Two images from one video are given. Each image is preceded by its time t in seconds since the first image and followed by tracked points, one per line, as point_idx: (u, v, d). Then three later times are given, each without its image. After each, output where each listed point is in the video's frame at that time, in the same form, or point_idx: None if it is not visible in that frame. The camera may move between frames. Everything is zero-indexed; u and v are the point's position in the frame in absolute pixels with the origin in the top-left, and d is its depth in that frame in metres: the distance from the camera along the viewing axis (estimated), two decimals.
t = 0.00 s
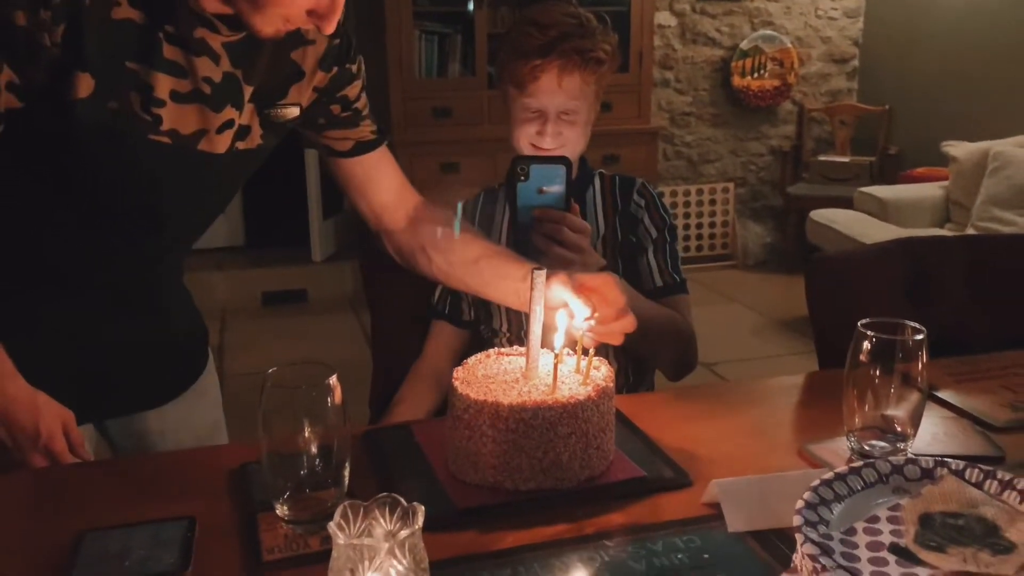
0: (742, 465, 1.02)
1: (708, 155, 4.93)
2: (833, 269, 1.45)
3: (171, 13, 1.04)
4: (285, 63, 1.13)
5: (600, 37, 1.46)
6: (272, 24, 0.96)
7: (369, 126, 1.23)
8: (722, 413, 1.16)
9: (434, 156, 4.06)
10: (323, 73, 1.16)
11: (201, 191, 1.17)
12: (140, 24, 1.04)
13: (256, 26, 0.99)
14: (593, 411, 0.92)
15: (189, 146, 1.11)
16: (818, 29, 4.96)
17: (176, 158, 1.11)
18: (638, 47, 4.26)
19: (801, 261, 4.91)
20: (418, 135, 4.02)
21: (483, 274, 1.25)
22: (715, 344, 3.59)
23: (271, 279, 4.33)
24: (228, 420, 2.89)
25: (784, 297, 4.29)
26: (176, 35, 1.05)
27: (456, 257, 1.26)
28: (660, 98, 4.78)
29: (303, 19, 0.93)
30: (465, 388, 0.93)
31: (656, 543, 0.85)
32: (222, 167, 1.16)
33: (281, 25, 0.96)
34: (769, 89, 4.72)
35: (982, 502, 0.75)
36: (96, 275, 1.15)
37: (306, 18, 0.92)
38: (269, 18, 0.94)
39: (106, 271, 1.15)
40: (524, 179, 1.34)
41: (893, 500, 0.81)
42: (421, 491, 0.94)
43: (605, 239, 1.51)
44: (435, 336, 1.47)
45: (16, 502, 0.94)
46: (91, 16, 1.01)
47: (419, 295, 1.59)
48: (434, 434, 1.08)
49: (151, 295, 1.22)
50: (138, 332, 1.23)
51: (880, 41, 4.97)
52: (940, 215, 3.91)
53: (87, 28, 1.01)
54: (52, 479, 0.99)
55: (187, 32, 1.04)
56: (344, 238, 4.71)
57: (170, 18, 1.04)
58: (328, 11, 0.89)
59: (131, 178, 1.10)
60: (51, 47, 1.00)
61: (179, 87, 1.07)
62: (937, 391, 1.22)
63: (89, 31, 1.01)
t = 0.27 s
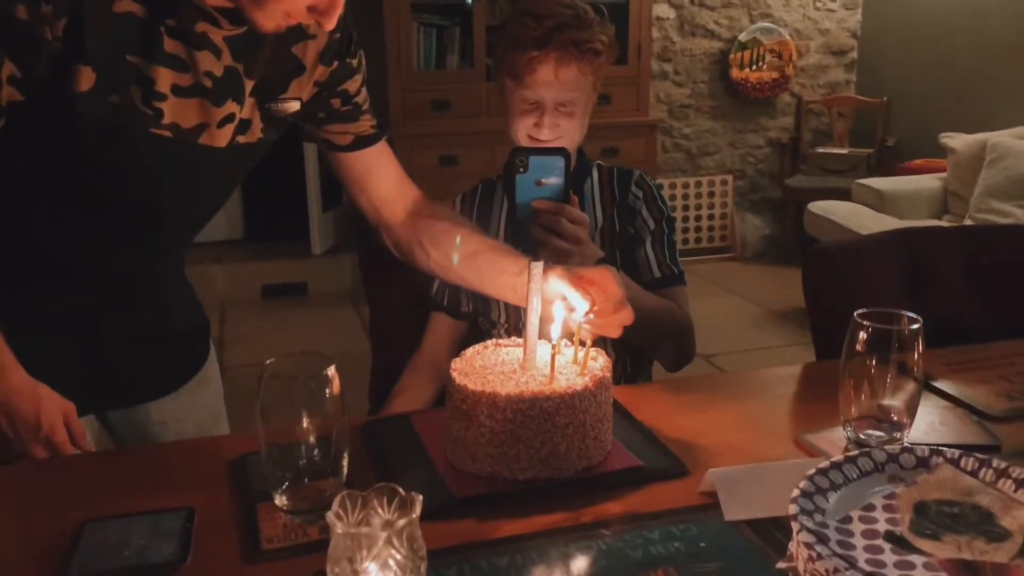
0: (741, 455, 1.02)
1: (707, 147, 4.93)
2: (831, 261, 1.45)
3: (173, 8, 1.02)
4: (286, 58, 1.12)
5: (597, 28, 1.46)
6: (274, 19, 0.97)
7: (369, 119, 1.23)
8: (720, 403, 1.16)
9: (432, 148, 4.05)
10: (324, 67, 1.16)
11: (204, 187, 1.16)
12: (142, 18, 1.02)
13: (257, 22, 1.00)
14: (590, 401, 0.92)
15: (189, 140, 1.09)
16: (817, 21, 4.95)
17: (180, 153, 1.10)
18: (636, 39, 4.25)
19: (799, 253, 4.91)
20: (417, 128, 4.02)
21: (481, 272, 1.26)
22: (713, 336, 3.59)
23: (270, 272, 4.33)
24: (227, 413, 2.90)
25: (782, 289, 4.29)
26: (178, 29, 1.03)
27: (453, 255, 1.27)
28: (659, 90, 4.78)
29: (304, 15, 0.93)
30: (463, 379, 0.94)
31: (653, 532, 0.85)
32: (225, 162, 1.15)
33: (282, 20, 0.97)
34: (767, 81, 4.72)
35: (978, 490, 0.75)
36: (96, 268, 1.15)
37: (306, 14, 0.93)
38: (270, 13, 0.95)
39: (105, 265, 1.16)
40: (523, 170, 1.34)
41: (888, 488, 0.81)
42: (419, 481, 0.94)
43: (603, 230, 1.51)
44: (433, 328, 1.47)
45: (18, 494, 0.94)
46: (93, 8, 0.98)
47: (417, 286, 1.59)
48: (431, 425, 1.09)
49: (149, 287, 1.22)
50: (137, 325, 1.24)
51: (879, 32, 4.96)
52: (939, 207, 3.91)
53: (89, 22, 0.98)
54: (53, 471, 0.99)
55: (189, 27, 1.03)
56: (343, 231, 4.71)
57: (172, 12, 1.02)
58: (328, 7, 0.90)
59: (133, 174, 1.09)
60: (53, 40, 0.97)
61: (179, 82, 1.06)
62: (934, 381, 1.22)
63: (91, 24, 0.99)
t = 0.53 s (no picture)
0: (740, 454, 1.02)
1: (706, 146, 4.93)
2: (830, 260, 1.46)
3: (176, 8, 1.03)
4: (288, 57, 1.12)
5: (596, 28, 1.46)
6: (278, 19, 0.97)
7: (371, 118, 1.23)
8: (719, 402, 1.16)
9: (432, 146, 4.05)
10: (326, 66, 1.16)
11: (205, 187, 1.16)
12: (145, 18, 1.03)
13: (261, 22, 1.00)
14: (589, 400, 0.93)
15: (193, 140, 1.10)
16: (817, 19, 4.95)
17: (184, 153, 1.10)
18: (636, 36, 4.25)
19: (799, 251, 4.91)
20: (417, 126, 4.01)
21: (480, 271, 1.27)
22: (712, 334, 3.60)
23: (269, 270, 4.33)
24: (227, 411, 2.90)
25: (782, 287, 4.29)
26: (181, 28, 1.03)
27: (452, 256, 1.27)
28: (659, 88, 4.78)
29: (308, 15, 0.93)
30: (463, 378, 0.94)
31: (652, 531, 0.85)
32: (228, 162, 1.15)
33: (286, 20, 0.97)
34: (767, 79, 4.72)
35: (975, 490, 0.75)
36: (97, 268, 1.16)
37: (310, 14, 0.93)
38: (273, 13, 0.96)
39: (106, 265, 1.16)
40: (522, 170, 1.34)
41: (887, 489, 0.82)
42: (419, 480, 0.94)
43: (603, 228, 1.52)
44: (434, 327, 1.48)
45: (21, 492, 0.95)
46: (96, 9, 0.99)
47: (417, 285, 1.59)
48: (431, 424, 1.09)
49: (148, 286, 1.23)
50: (137, 324, 1.24)
51: (879, 31, 4.96)
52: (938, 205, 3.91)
53: (93, 22, 0.99)
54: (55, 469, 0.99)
55: (192, 27, 1.03)
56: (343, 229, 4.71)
57: (176, 12, 1.03)
58: (332, 7, 0.90)
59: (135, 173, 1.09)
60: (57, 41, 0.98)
61: (182, 82, 1.06)
62: (933, 380, 1.23)
63: (95, 24, 1.00)
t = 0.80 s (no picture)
0: (740, 458, 1.03)
1: (706, 149, 4.94)
2: (830, 264, 1.46)
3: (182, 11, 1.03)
4: (292, 61, 1.13)
5: (596, 33, 1.46)
6: (283, 23, 0.97)
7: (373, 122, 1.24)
8: (720, 406, 1.17)
9: (432, 150, 4.05)
10: (330, 70, 1.17)
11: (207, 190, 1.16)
12: (151, 21, 1.03)
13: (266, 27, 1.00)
14: (591, 404, 0.93)
15: (197, 143, 1.10)
16: (817, 23, 4.96)
17: (187, 157, 1.10)
18: (636, 40, 4.26)
19: (798, 254, 4.92)
20: (417, 130, 4.02)
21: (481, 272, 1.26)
22: (712, 338, 3.60)
23: (269, 273, 4.33)
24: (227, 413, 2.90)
25: (781, 291, 4.30)
26: (187, 32, 1.03)
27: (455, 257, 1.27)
28: (659, 92, 4.79)
29: (312, 19, 0.94)
30: (466, 382, 0.94)
31: (653, 534, 0.86)
32: (231, 166, 1.15)
33: (291, 24, 0.97)
34: (766, 84, 4.73)
35: (975, 493, 0.76)
36: (99, 270, 1.16)
37: (315, 18, 0.93)
38: (278, 17, 0.95)
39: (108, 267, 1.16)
40: (523, 174, 1.35)
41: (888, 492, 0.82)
42: (420, 484, 0.95)
43: (603, 232, 1.52)
44: (434, 330, 1.48)
45: (23, 494, 0.95)
46: (103, 12, 0.99)
47: (417, 288, 1.60)
48: (432, 427, 1.09)
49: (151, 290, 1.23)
50: (139, 327, 1.24)
51: (878, 35, 4.97)
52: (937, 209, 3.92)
53: (99, 25, 0.99)
54: (57, 471, 1.00)
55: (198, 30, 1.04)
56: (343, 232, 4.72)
57: (182, 15, 1.03)
58: (337, 11, 0.91)
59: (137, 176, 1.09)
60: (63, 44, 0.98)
61: (187, 84, 1.06)
62: (934, 384, 1.23)
63: (102, 27, 1.00)
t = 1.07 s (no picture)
0: (740, 463, 1.02)
1: (705, 154, 4.94)
2: (829, 270, 1.46)
3: (181, 15, 1.03)
4: (291, 65, 1.13)
5: (595, 38, 1.46)
6: (281, 28, 0.98)
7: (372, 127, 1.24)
8: (719, 411, 1.16)
9: (431, 154, 4.05)
10: (328, 75, 1.17)
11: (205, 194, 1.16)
12: (150, 26, 1.03)
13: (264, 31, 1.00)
14: (590, 409, 0.93)
15: (195, 147, 1.10)
16: (815, 28, 4.97)
17: (184, 160, 1.10)
18: (635, 45, 4.27)
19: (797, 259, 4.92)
20: (416, 134, 4.02)
21: (479, 277, 1.25)
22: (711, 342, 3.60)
23: (268, 278, 4.33)
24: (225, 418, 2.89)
25: (780, 296, 4.30)
26: (186, 36, 1.04)
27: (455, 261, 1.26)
28: (657, 97, 4.79)
29: (311, 24, 0.94)
30: (465, 387, 0.94)
31: (653, 540, 0.86)
32: (228, 171, 1.16)
33: (289, 28, 0.97)
34: (765, 88, 4.74)
35: (975, 499, 0.76)
36: (97, 274, 1.16)
37: (313, 23, 0.94)
38: (277, 22, 0.95)
39: (106, 270, 1.16)
40: (523, 179, 1.35)
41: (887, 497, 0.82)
42: (418, 489, 0.94)
43: (602, 237, 1.52)
44: (433, 335, 1.48)
45: (20, 499, 0.95)
46: (102, 17, 1.00)
47: (416, 293, 1.60)
48: (431, 432, 1.09)
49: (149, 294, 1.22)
50: (138, 331, 1.23)
51: (876, 40, 4.98)
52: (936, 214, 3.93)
53: (98, 30, 1.00)
54: (54, 476, 0.99)
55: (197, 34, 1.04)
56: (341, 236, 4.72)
57: (181, 19, 1.03)
58: (336, 16, 0.91)
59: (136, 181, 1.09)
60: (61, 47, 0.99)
61: (186, 89, 1.07)
62: (933, 390, 1.23)
63: (100, 32, 1.00)
